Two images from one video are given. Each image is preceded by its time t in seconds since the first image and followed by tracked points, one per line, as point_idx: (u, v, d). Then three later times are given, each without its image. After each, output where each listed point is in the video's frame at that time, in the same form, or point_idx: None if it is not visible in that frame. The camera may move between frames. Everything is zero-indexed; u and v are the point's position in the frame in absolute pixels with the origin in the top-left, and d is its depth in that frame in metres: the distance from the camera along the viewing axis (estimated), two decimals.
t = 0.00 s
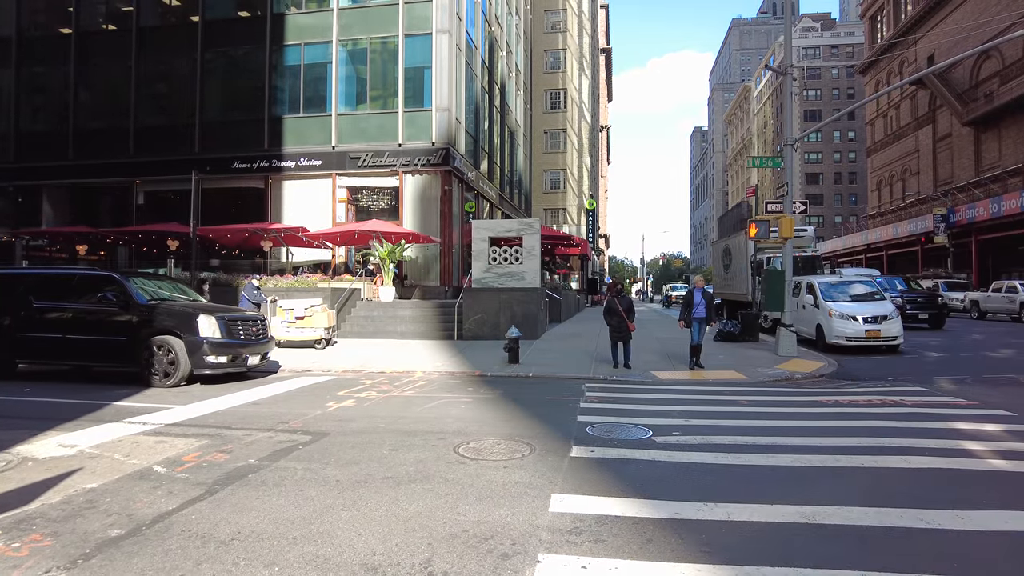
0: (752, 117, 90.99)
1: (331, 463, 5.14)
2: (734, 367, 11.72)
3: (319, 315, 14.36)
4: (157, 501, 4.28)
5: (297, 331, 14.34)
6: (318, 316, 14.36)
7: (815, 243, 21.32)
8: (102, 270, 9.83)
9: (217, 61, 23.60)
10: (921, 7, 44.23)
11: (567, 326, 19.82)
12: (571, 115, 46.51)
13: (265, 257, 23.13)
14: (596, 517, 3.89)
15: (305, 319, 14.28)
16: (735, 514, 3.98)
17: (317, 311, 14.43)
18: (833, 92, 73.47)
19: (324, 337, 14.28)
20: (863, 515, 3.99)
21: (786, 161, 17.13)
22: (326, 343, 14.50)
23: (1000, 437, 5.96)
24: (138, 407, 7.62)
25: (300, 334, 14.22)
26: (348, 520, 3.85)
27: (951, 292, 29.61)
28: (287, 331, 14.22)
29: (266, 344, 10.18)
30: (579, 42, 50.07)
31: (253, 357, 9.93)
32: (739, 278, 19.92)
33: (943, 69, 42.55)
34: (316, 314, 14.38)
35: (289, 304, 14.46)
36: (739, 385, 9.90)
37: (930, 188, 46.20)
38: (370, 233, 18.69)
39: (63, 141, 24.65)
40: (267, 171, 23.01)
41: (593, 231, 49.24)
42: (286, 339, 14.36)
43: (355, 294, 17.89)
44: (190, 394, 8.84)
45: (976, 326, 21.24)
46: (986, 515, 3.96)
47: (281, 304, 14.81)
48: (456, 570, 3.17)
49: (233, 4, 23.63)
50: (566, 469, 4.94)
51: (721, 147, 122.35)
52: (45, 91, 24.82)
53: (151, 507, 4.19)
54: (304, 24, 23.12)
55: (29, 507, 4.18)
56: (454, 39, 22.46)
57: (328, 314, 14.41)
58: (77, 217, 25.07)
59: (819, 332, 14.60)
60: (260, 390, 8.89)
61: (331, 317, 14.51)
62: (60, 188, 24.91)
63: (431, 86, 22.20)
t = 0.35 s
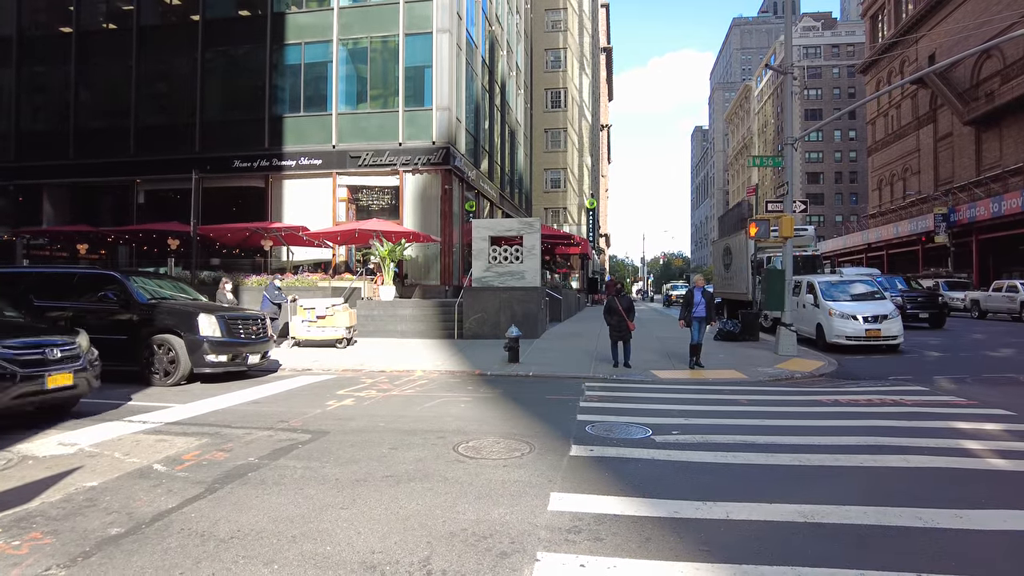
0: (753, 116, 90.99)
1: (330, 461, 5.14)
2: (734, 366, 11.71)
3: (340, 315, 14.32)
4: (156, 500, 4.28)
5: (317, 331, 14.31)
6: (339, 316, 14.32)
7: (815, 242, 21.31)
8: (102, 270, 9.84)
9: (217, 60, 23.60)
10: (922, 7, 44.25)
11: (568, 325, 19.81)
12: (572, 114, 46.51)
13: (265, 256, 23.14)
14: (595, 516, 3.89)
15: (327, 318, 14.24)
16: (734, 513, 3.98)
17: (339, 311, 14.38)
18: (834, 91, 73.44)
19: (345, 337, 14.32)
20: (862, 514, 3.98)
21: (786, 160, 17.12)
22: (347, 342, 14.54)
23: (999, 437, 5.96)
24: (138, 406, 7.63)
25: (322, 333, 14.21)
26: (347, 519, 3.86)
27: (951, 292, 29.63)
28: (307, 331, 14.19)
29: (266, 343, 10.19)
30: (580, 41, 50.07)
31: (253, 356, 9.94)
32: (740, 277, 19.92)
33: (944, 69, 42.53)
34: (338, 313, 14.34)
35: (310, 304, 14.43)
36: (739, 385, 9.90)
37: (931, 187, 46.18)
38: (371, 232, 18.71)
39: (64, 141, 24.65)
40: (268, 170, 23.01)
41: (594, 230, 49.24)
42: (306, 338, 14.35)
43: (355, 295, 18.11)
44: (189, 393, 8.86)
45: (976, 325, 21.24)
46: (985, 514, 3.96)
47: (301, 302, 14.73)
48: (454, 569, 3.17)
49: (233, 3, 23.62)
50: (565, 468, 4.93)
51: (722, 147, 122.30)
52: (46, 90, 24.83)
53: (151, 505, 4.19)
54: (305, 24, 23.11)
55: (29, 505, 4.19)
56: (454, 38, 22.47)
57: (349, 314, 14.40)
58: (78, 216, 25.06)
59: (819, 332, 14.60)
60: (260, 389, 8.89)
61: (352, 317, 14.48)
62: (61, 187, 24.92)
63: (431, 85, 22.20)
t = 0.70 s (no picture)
0: (753, 115, 90.91)
1: (330, 461, 5.16)
2: (735, 366, 11.70)
3: (362, 315, 14.33)
4: (159, 500, 4.30)
5: (339, 330, 14.27)
6: (362, 315, 14.33)
7: (815, 241, 21.31)
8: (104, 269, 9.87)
9: (217, 59, 23.61)
10: (922, 6, 44.27)
11: (569, 325, 19.82)
12: (572, 113, 46.51)
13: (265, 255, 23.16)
14: (595, 515, 3.91)
15: (349, 318, 14.23)
16: (734, 512, 3.99)
17: (361, 310, 14.39)
18: (834, 90, 73.39)
19: (367, 337, 14.31)
20: (861, 513, 4.00)
21: (786, 159, 17.13)
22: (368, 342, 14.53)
23: (999, 436, 5.96)
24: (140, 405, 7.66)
25: (344, 333, 14.17)
26: (348, 518, 3.87)
27: (952, 291, 29.64)
28: (329, 330, 14.12)
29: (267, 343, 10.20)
30: (580, 41, 50.07)
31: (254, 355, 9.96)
32: (740, 276, 19.93)
33: (944, 68, 42.52)
34: (360, 313, 14.35)
35: (332, 303, 14.34)
36: (739, 384, 9.91)
37: (931, 186, 46.16)
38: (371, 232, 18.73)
39: (64, 140, 24.67)
40: (268, 169, 23.01)
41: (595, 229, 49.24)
42: (329, 338, 14.27)
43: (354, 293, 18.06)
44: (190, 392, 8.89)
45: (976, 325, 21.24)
46: (983, 514, 3.96)
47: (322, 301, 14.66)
48: (455, 568, 3.19)
49: (234, 3, 23.62)
50: (566, 468, 4.94)
51: (722, 146, 122.23)
52: (46, 89, 24.83)
53: (152, 504, 4.21)
54: (305, 23, 23.10)
55: (31, 505, 4.21)
56: (454, 38, 22.48)
57: (370, 313, 14.41)
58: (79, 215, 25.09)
59: (819, 331, 14.61)
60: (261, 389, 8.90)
61: (374, 317, 14.52)
62: (62, 186, 24.94)
63: (431, 85, 22.20)
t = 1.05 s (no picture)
0: (754, 115, 90.81)
1: (332, 460, 5.17)
2: (735, 365, 11.70)
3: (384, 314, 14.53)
4: (161, 498, 4.30)
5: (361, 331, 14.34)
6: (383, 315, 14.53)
7: (815, 241, 21.32)
8: (105, 269, 9.88)
9: (218, 58, 23.60)
10: (923, 5, 44.21)
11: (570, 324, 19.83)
12: (573, 112, 46.48)
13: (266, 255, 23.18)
14: (596, 514, 3.91)
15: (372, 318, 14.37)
16: (734, 512, 4.00)
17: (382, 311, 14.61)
18: (835, 90, 73.37)
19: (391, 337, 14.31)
20: (861, 512, 4.01)
21: (786, 159, 17.11)
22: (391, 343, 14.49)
23: (998, 436, 5.97)
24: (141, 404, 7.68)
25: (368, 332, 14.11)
26: (350, 517, 3.88)
27: (952, 291, 29.64)
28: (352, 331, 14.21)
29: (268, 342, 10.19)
30: (581, 40, 49.98)
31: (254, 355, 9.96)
32: (741, 275, 19.92)
33: (945, 68, 42.46)
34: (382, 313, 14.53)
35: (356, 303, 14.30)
36: (740, 383, 9.93)
37: (932, 185, 46.13)
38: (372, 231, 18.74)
39: (65, 140, 24.68)
40: (269, 169, 23.02)
41: (595, 228, 49.21)
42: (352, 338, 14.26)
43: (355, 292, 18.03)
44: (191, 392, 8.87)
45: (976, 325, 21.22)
46: (982, 513, 3.97)
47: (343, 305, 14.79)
48: (456, 567, 3.19)
49: (234, 2, 23.61)
50: (567, 467, 4.95)
51: (723, 146, 122.12)
52: (47, 89, 24.83)
53: (154, 503, 4.22)
54: (305, 22, 23.10)
55: (35, 503, 4.22)
56: (455, 37, 22.48)
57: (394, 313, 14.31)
58: (81, 215, 25.11)
59: (820, 331, 14.61)
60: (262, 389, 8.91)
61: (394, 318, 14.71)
62: (63, 185, 24.95)
63: (431, 84, 22.20)
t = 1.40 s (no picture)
0: (755, 114, 90.71)
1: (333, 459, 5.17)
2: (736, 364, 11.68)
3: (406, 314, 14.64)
4: (162, 498, 4.31)
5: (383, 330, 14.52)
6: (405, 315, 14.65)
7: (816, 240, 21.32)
8: (106, 268, 9.88)
9: (219, 57, 23.61)
10: (924, 4, 44.15)
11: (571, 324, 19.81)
12: (574, 112, 46.46)
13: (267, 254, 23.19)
14: (597, 514, 3.91)
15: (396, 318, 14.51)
16: (734, 511, 4.00)
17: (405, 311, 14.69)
18: (836, 89, 73.33)
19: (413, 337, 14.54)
20: (862, 512, 4.01)
21: (787, 158, 17.08)
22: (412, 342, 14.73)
23: (1000, 435, 5.97)
24: (141, 403, 7.67)
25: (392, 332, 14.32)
26: (350, 517, 3.88)
27: (953, 290, 29.62)
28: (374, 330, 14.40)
29: (269, 341, 10.17)
30: (582, 38, 49.91)
31: (256, 354, 9.95)
32: (742, 274, 19.91)
33: (946, 67, 42.41)
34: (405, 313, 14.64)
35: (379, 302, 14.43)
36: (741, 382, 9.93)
37: (933, 185, 46.09)
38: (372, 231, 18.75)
39: (66, 139, 24.68)
40: (269, 168, 23.01)
41: (596, 228, 49.18)
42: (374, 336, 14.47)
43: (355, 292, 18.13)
44: (191, 391, 8.85)
45: (978, 324, 21.19)
46: (982, 513, 3.97)
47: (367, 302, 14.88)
48: (457, 566, 3.20)
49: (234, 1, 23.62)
50: (567, 466, 4.95)
51: (723, 145, 122.02)
52: (48, 88, 24.84)
53: (155, 502, 4.22)
54: (306, 22, 23.10)
55: (36, 502, 4.23)
56: (455, 36, 22.48)
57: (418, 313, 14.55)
58: (82, 214, 25.12)
59: (821, 330, 14.61)
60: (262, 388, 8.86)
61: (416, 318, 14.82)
62: (64, 184, 24.96)
63: (432, 83, 22.20)
